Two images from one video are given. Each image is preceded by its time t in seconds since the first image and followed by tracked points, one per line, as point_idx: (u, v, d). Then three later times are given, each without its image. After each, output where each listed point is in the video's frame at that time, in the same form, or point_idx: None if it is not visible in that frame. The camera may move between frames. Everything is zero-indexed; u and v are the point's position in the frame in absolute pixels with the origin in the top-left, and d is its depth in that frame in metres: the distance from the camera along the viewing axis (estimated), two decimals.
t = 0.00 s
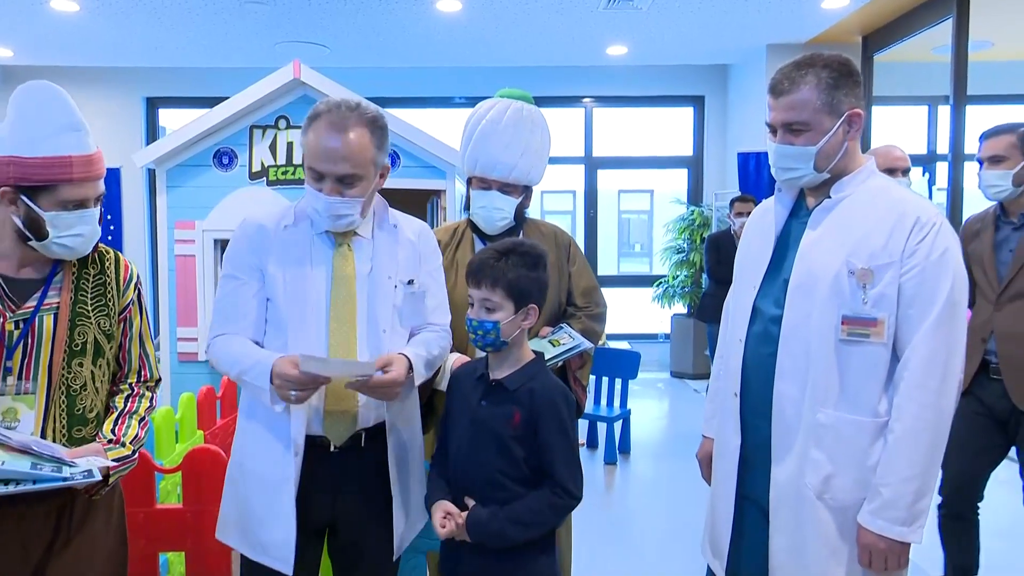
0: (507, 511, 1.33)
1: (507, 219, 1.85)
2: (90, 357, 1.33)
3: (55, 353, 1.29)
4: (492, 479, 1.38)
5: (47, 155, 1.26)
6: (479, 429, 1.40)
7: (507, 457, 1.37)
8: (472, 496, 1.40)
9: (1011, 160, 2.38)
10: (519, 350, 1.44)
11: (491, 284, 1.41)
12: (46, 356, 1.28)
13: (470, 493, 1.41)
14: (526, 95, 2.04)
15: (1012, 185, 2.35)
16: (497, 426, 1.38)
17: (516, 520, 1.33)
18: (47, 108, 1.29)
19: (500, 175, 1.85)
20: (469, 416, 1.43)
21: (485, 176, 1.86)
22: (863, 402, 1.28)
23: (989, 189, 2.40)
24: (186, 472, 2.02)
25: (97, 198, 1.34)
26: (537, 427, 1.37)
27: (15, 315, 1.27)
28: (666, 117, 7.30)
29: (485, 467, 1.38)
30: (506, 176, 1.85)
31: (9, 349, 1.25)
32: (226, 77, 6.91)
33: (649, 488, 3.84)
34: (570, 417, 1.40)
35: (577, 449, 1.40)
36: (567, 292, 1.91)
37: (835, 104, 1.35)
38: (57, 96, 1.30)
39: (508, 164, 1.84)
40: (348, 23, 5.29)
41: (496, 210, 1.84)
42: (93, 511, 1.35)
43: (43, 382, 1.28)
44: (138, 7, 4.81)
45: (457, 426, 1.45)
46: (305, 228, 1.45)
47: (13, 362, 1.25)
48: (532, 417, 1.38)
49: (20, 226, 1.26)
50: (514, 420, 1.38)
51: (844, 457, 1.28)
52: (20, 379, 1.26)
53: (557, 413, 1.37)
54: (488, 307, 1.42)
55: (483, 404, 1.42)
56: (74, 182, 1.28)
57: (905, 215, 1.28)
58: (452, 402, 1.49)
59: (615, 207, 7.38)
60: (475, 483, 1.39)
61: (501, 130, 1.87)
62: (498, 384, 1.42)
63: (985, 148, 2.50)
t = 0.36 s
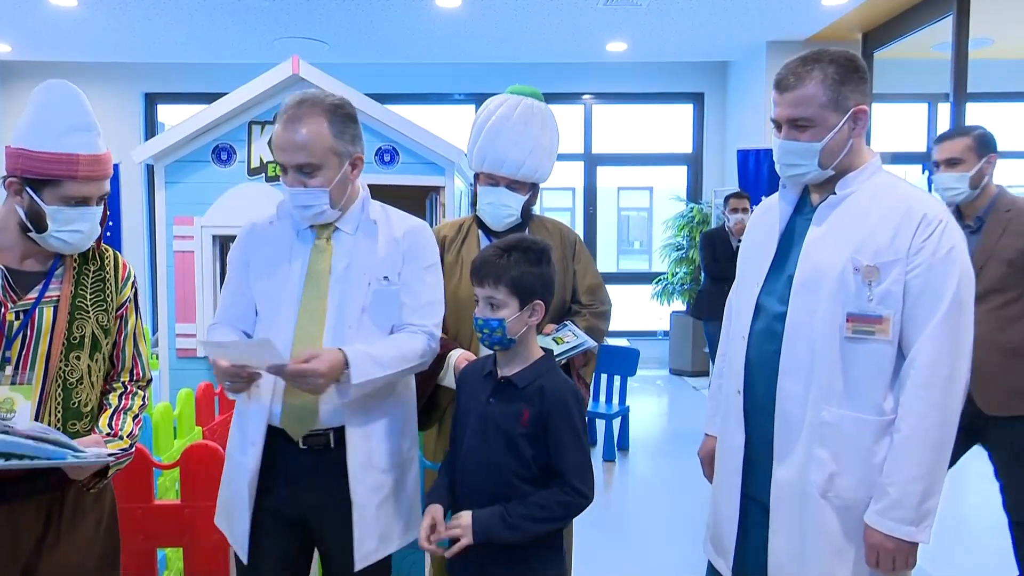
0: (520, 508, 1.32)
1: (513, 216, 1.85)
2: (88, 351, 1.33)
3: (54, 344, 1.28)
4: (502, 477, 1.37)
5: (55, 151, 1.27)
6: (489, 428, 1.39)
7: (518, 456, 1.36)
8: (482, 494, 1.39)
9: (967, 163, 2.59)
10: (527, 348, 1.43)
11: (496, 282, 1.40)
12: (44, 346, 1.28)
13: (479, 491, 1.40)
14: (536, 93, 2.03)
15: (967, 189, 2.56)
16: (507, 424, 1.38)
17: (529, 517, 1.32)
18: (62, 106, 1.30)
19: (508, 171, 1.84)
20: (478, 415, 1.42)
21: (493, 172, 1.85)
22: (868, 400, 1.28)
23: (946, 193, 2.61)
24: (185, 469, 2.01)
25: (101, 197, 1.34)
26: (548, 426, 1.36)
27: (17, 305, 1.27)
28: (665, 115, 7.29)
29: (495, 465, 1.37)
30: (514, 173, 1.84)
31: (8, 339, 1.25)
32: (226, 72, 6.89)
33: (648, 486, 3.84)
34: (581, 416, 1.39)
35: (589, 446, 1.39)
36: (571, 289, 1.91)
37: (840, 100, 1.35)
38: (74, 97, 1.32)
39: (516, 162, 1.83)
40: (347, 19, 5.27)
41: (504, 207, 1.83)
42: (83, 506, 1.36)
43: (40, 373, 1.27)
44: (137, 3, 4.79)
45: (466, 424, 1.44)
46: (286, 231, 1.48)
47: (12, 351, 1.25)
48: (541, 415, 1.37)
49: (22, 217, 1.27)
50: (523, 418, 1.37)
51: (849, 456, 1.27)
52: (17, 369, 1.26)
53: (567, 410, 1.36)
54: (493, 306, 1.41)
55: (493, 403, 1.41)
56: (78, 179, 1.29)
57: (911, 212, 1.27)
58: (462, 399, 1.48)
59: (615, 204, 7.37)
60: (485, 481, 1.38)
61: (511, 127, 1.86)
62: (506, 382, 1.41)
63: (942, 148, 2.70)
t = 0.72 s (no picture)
0: (522, 506, 1.33)
1: (519, 215, 1.85)
2: (85, 346, 1.33)
3: (51, 339, 1.30)
4: (504, 475, 1.37)
5: (37, 144, 1.28)
6: (491, 426, 1.39)
7: (518, 456, 1.37)
8: (480, 491, 1.40)
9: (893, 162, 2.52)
10: (533, 348, 1.43)
11: (501, 283, 1.40)
12: (41, 341, 1.29)
13: (479, 488, 1.40)
14: (541, 92, 2.02)
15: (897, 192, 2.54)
16: (509, 423, 1.37)
17: (531, 515, 1.32)
18: (54, 105, 1.32)
19: (513, 170, 1.84)
20: (480, 413, 1.42)
21: (498, 171, 1.85)
22: (873, 402, 1.28)
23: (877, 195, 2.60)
24: (184, 468, 2.01)
25: (82, 194, 1.34)
26: (550, 426, 1.36)
27: (14, 301, 1.28)
28: (666, 115, 7.28)
29: (497, 462, 1.38)
30: (519, 172, 1.84)
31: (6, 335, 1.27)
32: (227, 72, 6.89)
33: (648, 486, 3.84)
34: (584, 417, 1.39)
35: (592, 447, 1.39)
36: (577, 289, 1.91)
37: (843, 100, 1.35)
38: (66, 96, 1.34)
39: (520, 162, 1.83)
40: (348, 18, 5.27)
41: (510, 206, 1.84)
42: (77, 506, 1.34)
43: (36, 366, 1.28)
44: (139, 2, 4.79)
45: (469, 421, 1.44)
46: (266, 235, 1.49)
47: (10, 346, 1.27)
48: (545, 415, 1.37)
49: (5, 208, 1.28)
50: (526, 419, 1.37)
51: (854, 458, 1.27)
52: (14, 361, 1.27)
53: (570, 412, 1.36)
54: (498, 307, 1.41)
55: (496, 401, 1.40)
56: (57, 174, 1.29)
57: (915, 213, 1.27)
58: (465, 396, 1.48)
59: (615, 204, 7.37)
60: (486, 479, 1.38)
61: (516, 127, 1.85)
62: (510, 381, 1.41)
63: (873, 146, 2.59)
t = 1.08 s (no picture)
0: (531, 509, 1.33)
1: (521, 213, 1.85)
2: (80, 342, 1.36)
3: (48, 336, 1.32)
4: (512, 476, 1.38)
5: (21, 139, 1.29)
6: (500, 428, 1.39)
7: (527, 457, 1.37)
8: (487, 492, 1.40)
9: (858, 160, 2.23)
10: (544, 350, 1.44)
11: (513, 285, 1.41)
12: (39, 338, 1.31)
13: (487, 488, 1.40)
14: (540, 91, 2.03)
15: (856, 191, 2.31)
16: (518, 425, 1.38)
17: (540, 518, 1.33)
18: (49, 105, 1.34)
19: (513, 168, 1.84)
20: (489, 414, 1.42)
21: (499, 169, 1.86)
22: (874, 403, 1.28)
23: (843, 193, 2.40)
24: (185, 467, 2.02)
25: (64, 192, 1.33)
26: (560, 428, 1.37)
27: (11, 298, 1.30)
28: (667, 114, 7.28)
29: (505, 463, 1.38)
30: (521, 170, 1.84)
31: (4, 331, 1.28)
32: (228, 72, 6.90)
33: (649, 486, 3.85)
34: (593, 419, 1.39)
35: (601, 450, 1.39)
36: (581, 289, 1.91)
37: (844, 100, 1.35)
38: (59, 97, 1.36)
39: (519, 159, 1.83)
40: (348, 18, 5.27)
41: (511, 203, 1.83)
42: (74, 501, 1.35)
43: (33, 362, 1.30)
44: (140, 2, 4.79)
45: (476, 422, 1.44)
46: (237, 244, 1.48)
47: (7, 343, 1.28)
48: (555, 418, 1.37)
49: None
50: (535, 421, 1.37)
51: (855, 458, 1.28)
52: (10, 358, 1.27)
53: (581, 415, 1.37)
54: (509, 310, 1.41)
55: (505, 403, 1.41)
56: (37, 168, 1.30)
57: (916, 214, 1.28)
58: (473, 397, 1.48)
59: (616, 204, 7.37)
60: (494, 481, 1.39)
61: (516, 125, 1.86)
62: (519, 383, 1.41)
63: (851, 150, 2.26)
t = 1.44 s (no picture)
0: (539, 518, 1.32)
1: (516, 212, 1.84)
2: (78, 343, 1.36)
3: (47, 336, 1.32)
4: (525, 486, 1.37)
5: (19, 142, 1.29)
6: (512, 437, 1.39)
7: (539, 467, 1.36)
8: (500, 502, 1.40)
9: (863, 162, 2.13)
10: (556, 355, 1.44)
11: (525, 286, 1.41)
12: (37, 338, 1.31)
13: (501, 499, 1.40)
14: (537, 91, 2.03)
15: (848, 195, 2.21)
16: (530, 433, 1.37)
17: (551, 529, 1.31)
18: (48, 108, 1.34)
19: (507, 168, 1.85)
20: (502, 421, 1.42)
21: (493, 169, 1.87)
22: (872, 404, 1.29)
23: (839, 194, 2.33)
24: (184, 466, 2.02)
25: (63, 195, 1.34)
26: (571, 438, 1.35)
27: (12, 298, 1.31)
28: (667, 115, 7.29)
29: (518, 473, 1.37)
30: (512, 168, 1.85)
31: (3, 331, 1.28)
32: (229, 72, 6.91)
33: (649, 486, 3.86)
34: (607, 427, 1.38)
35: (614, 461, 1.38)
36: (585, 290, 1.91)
37: (842, 102, 1.35)
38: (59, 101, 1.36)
39: (510, 157, 1.84)
40: (348, 19, 5.28)
41: (506, 203, 1.83)
42: (71, 502, 1.36)
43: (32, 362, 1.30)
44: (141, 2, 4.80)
45: (490, 430, 1.44)
46: (215, 252, 1.47)
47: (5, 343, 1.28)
48: (568, 427, 1.36)
49: None
50: (548, 429, 1.36)
51: (853, 459, 1.28)
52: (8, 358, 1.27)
53: (594, 424, 1.35)
54: (519, 311, 1.40)
55: (516, 410, 1.40)
56: (37, 172, 1.30)
57: (914, 216, 1.28)
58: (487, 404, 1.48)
59: (616, 204, 7.38)
60: (506, 490, 1.38)
61: (509, 125, 1.87)
62: (530, 390, 1.41)
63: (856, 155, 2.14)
